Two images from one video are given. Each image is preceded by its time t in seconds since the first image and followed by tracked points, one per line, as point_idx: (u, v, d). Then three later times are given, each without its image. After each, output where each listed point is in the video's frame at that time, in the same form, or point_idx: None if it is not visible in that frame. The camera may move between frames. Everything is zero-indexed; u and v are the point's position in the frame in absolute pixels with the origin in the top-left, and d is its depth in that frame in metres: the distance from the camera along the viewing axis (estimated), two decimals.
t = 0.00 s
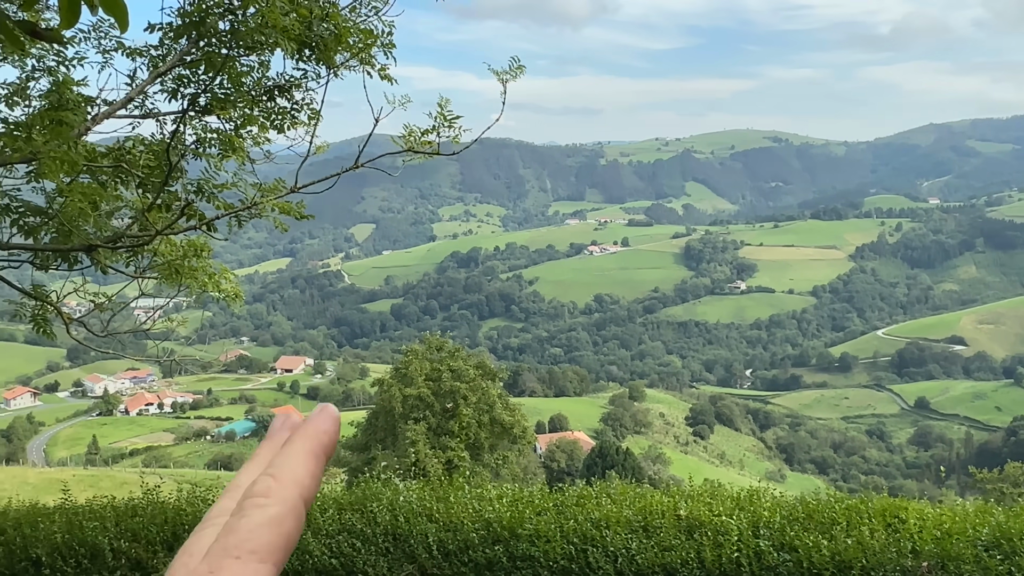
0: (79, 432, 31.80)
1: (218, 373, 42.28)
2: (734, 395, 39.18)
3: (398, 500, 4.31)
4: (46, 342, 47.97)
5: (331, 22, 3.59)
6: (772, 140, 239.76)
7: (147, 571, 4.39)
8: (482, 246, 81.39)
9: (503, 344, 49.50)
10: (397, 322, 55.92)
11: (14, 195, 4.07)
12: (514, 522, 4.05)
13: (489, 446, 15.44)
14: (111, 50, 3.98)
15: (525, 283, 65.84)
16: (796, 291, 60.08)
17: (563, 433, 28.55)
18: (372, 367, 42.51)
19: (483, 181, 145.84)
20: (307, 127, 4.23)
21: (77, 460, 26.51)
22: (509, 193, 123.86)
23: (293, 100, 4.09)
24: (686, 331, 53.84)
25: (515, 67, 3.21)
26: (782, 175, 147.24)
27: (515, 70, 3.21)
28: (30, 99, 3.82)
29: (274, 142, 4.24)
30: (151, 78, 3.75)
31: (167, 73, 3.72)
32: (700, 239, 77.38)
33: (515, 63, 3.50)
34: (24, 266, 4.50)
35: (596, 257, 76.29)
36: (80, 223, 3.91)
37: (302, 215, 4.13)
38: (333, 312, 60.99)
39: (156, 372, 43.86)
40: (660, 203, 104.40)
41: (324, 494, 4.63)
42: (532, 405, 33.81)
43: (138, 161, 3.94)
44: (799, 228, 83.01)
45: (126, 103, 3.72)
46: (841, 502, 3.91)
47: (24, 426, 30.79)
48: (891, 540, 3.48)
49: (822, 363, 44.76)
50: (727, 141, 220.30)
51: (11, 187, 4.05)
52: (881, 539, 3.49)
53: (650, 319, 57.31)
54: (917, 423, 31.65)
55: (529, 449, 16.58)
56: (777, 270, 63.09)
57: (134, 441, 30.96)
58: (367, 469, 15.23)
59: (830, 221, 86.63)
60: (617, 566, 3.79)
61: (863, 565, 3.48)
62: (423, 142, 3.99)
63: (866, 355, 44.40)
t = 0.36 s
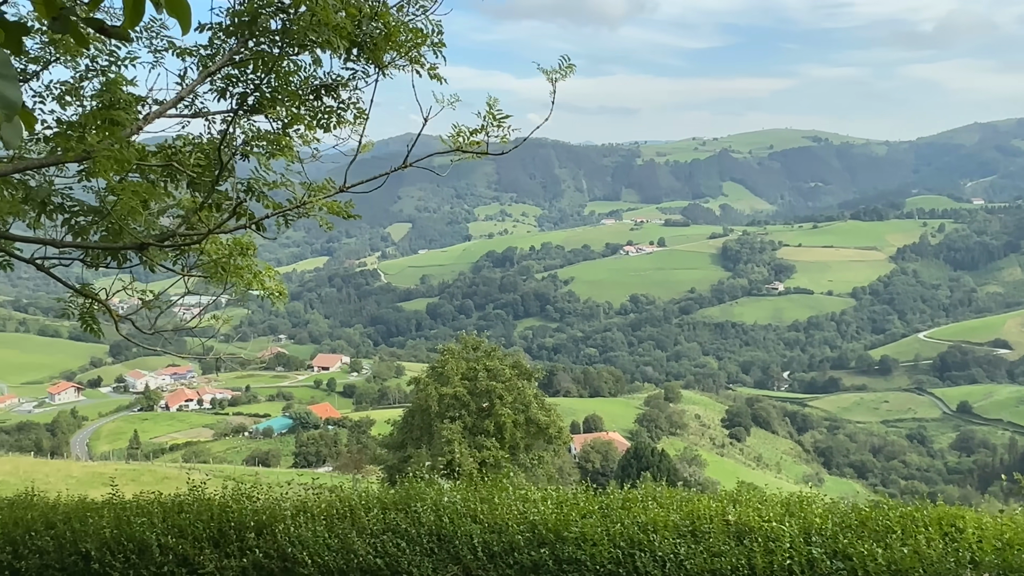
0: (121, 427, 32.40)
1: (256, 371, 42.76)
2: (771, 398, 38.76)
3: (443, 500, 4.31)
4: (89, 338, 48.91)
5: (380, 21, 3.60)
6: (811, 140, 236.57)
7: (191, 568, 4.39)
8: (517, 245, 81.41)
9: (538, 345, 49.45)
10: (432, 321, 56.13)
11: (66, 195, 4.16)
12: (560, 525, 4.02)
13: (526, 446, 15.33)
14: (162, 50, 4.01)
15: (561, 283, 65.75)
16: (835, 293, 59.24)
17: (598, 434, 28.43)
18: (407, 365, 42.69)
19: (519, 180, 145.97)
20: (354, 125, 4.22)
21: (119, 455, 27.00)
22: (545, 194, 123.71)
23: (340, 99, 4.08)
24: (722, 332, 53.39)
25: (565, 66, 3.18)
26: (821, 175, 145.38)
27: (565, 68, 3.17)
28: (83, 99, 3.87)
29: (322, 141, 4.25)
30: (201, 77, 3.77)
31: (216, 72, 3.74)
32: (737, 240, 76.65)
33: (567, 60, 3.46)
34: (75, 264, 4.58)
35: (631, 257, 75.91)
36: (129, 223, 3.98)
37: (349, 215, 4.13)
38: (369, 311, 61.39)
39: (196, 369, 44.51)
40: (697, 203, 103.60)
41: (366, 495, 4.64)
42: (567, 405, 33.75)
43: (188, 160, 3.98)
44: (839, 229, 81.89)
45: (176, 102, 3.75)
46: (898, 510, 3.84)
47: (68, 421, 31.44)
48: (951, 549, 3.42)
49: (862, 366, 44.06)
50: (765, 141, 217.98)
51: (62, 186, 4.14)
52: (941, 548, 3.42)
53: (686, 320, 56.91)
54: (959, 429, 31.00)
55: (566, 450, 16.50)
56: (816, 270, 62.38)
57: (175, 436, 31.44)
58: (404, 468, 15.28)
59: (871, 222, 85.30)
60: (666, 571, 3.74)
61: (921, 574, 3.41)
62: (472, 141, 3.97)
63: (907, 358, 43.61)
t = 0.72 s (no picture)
0: (148, 423, 32.72)
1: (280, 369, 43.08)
2: (796, 398, 38.45)
3: (475, 500, 4.31)
4: (117, 334, 49.56)
5: (415, 18, 3.59)
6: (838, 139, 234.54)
7: (223, 566, 4.40)
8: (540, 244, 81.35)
9: (561, 343, 49.39)
10: (455, 320, 56.25)
11: (102, 192, 4.21)
12: (593, 526, 3.99)
13: (549, 445, 15.29)
14: (196, 48, 4.03)
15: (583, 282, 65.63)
16: (860, 293, 58.67)
17: (620, 433, 28.33)
18: (430, 364, 42.76)
19: (542, 179, 145.89)
20: (386, 123, 4.21)
21: (145, 451, 27.27)
22: (568, 192, 123.58)
23: (372, 97, 4.06)
24: (747, 332, 53.04)
25: (603, 63, 3.15)
26: (847, 175, 144.02)
27: (603, 66, 3.14)
28: (118, 97, 3.89)
29: (354, 140, 4.26)
30: (236, 74, 3.77)
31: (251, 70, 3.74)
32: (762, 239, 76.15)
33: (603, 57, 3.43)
34: (108, 260, 4.61)
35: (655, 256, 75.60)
36: (163, 219, 4.01)
37: (383, 213, 4.12)
38: (392, 309, 61.63)
39: (221, 366, 44.88)
40: (721, 202, 103.00)
41: (396, 495, 4.65)
42: (590, 404, 33.68)
43: (223, 158, 3.98)
44: (865, 229, 81.10)
45: (211, 99, 3.76)
46: (938, 516, 3.78)
47: (96, 416, 31.81)
48: (994, 555, 3.35)
49: (888, 367, 43.54)
50: (791, 139, 216.37)
51: (97, 184, 4.20)
52: (986, 553, 3.35)
53: (709, 320, 56.59)
54: (988, 432, 30.54)
55: (588, 450, 16.44)
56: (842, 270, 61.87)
57: (200, 432, 31.70)
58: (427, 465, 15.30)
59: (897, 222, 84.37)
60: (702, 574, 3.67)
61: None
62: (506, 139, 3.95)
63: (935, 359, 43.09)
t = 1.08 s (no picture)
0: (168, 418, 32.97)
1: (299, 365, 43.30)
2: (814, 397, 38.24)
3: (499, 499, 4.30)
4: (137, 330, 49.94)
5: (444, 15, 3.59)
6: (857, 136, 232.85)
7: (250, 563, 4.42)
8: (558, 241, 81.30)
9: (578, 341, 49.37)
10: (472, 317, 56.33)
11: (129, 189, 4.25)
12: (620, 526, 3.97)
13: (566, 442, 15.29)
14: (221, 45, 4.02)
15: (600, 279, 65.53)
16: (880, 291, 58.19)
17: (637, 431, 28.27)
18: (447, 361, 42.88)
19: (559, 177, 145.68)
20: (410, 119, 4.20)
21: (165, 446, 27.50)
22: (585, 189, 123.41)
23: (398, 93, 4.05)
24: (765, 331, 52.80)
25: (633, 57, 3.12)
26: (867, 172, 142.98)
27: (632, 60, 3.12)
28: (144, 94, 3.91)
29: (380, 136, 4.27)
30: (263, 72, 3.77)
31: (279, 66, 3.73)
32: (781, 237, 75.72)
33: (633, 52, 3.40)
34: (133, 255, 4.65)
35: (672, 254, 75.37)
36: (190, 216, 4.05)
37: (409, 209, 4.14)
38: (410, 306, 61.75)
39: (240, 361, 45.17)
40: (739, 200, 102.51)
41: (421, 491, 4.66)
42: (607, 402, 33.65)
43: (251, 155, 3.99)
44: (885, 227, 80.49)
45: (239, 96, 3.76)
46: (971, 517, 3.73)
47: (117, 412, 32.08)
48: None
49: (908, 366, 43.17)
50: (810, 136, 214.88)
51: (125, 181, 4.24)
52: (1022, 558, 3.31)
53: (727, 318, 56.38)
54: (1010, 432, 30.22)
55: (606, 449, 16.43)
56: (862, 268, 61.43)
57: (219, 427, 31.90)
58: (445, 462, 15.33)
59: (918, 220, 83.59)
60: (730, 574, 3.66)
61: None
62: (535, 135, 3.94)
63: (955, 358, 42.60)
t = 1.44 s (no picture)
0: (185, 414, 33.20)
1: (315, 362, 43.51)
2: (831, 393, 38.05)
3: (521, 495, 4.30)
4: (155, 327, 50.28)
5: (467, 11, 3.59)
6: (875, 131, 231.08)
7: (272, 559, 4.45)
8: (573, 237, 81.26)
9: (593, 338, 49.38)
10: (487, 313, 56.39)
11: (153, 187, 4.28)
12: (643, 522, 3.97)
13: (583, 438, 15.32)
14: (244, 43, 4.04)
15: (615, 276, 65.45)
16: (898, 287, 57.77)
17: (653, 428, 28.21)
18: (463, 358, 42.96)
19: (575, 172, 145.48)
20: (431, 116, 4.21)
21: (183, 442, 27.69)
22: (600, 185, 123.16)
23: (419, 90, 4.06)
24: (781, 327, 52.56)
25: (656, 52, 3.11)
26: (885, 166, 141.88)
27: (655, 55, 3.11)
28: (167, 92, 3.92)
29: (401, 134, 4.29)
30: (286, 69, 3.79)
31: (302, 64, 3.75)
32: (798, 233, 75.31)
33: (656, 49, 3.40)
34: (156, 253, 4.69)
35: (688, 250, 75.14)
36: (212, 213, 4.07)
37: (430, 207, 4.17)
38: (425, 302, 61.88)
39: (257, 358, 45.45)
40: (756, 196, 102.04)
41: (442, 488, 4.67)
42: (622, 399, 33.61)
43: (274, 153, 4.01)
44: (903, 222, 79.93)
45: (262, 94, 3.78)
46: (1001, 515, 3.70)
47: (135, 408, 32.34)
48: None
49: (926, 363, 42.83)
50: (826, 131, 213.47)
51: (148, 178, 4.27)
52: None
53: (743, 314, 56.20)
54: None
55: (622, 445, 16.45)
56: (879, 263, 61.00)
57: (236, 424, 32.09)
58: (461, 459, 15.36)
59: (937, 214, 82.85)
60: (755, 571, 3.64)
61: None
62: (557, 131, 3.94)
63: (975, 354, 42.21)
